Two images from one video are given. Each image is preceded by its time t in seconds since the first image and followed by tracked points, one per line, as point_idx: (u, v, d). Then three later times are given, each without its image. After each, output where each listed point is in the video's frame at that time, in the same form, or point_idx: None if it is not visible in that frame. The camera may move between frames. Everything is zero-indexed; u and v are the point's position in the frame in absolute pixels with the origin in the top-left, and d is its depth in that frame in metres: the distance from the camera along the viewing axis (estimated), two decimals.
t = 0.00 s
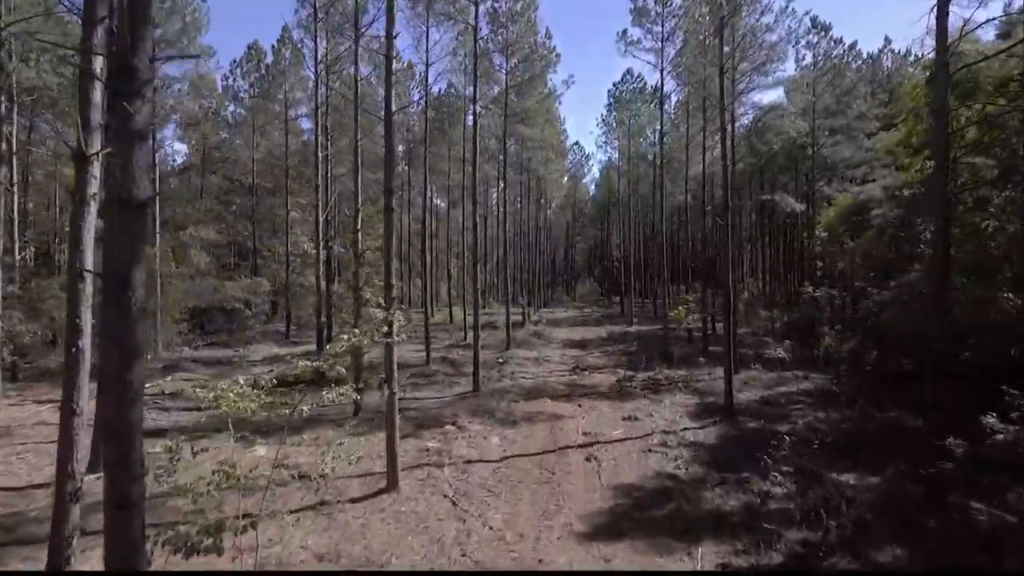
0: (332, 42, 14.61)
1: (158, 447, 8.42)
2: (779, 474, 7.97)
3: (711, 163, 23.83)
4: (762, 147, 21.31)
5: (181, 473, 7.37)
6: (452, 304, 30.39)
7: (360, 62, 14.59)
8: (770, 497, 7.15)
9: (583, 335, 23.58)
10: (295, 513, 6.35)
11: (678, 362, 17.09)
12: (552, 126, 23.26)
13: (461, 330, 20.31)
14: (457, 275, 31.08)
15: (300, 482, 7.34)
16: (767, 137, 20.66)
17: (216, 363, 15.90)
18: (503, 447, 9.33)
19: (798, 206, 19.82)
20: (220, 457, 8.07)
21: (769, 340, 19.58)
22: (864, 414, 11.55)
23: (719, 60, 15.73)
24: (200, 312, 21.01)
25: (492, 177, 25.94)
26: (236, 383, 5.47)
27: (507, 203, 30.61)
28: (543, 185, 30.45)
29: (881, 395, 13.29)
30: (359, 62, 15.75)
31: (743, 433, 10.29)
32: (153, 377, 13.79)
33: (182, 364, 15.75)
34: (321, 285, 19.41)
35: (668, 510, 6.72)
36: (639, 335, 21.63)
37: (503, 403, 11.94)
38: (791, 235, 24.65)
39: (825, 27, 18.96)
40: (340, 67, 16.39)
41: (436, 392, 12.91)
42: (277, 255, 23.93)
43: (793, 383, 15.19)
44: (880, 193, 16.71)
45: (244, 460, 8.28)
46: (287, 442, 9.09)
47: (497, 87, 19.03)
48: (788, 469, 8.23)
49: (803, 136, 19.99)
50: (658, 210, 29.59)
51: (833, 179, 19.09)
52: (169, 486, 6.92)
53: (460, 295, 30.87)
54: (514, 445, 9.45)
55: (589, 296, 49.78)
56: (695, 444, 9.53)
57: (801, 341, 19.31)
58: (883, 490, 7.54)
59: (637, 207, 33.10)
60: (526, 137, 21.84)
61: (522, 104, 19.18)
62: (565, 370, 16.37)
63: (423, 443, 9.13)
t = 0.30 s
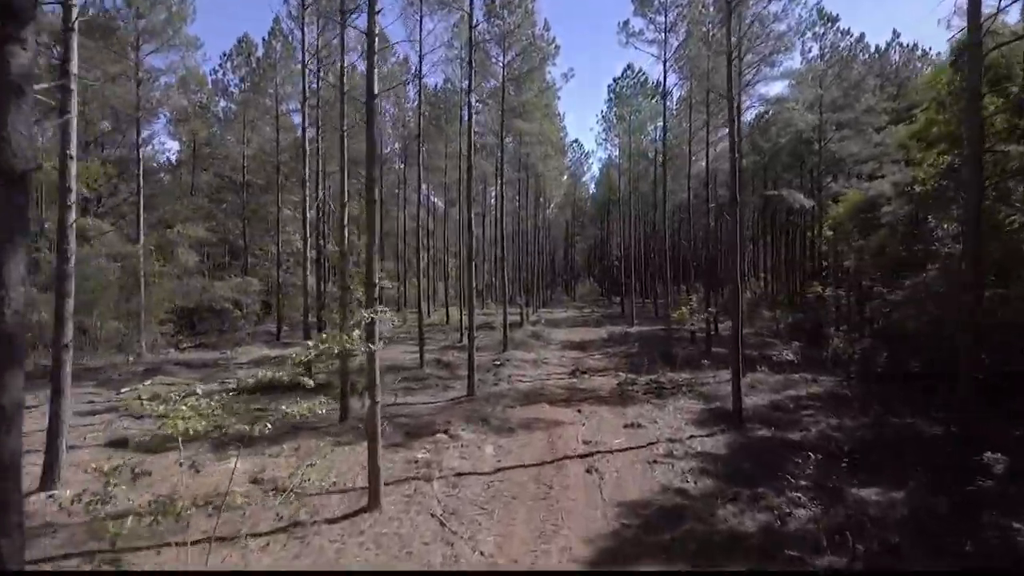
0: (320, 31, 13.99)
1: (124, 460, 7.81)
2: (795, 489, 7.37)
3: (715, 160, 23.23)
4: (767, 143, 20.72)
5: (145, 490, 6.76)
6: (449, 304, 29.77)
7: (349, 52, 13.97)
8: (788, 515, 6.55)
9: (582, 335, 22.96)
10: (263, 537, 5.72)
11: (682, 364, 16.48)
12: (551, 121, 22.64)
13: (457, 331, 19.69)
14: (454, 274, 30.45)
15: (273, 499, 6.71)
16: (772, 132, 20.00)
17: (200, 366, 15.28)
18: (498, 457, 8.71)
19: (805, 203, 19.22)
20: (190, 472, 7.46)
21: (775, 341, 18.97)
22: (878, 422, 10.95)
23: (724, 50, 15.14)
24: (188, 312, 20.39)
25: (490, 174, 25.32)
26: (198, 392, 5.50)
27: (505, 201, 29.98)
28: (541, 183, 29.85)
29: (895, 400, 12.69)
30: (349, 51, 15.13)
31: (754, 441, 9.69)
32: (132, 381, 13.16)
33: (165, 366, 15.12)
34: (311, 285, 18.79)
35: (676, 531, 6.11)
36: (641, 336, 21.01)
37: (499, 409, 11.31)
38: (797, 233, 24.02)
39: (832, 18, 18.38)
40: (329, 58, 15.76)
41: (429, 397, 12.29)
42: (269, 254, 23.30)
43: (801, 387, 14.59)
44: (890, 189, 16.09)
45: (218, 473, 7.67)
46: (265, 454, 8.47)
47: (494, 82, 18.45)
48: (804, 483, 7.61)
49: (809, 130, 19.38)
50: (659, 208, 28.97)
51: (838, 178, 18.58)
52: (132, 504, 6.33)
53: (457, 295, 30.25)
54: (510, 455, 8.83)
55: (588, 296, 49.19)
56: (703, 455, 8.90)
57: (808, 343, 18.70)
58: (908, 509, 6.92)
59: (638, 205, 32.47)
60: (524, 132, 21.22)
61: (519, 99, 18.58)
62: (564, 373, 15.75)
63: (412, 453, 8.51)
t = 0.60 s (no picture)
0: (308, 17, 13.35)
1: (84, 476, 7.18)
2: (819, 507, 6.79)
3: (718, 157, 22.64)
4: (773, 137, 20.09)
5: (101, 514, 6.12)
6: (446, 304, 29.14)
7: (339, 41, 13.35)
8: (813, 540, 5.92)
9: (582, 336, 22.32)
10: (226, 566, 5.08)
11: (686, 367, 15.84)
12: (550, 116, 22.03)
13: (453, 333, 19.05)
14: (451, 274, 29.83)
15: (242, 520, 6.06)
16: (778, 127, 19.40)
17: (183, 370, 14.62)
18: (493, 470, 8.06)
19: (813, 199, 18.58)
20: (153, 491, 6.82)
21: (782, 343, 18.35)
22: (897, 430, 10.36)
23: (732, 37, 14.49)
24: (175, 313, 19.70)
25: (487, 171, 24.73)
26: (142, 408, 5.44)
27: (503, 200, 29.37)
28: (540, 181, 29.23)
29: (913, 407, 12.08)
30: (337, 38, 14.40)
31: (767, 451, 9.09)
32: (108, 386, 12.50)
33: (146, 369, 14.46)
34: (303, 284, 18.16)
35: (690, 559, 5.48)
36: (643, 338, 20.38)
37: (494, 416, 10.67)
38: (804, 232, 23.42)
39: (840, 7, 17.80)
40: (320, 48, 15.14)
41: (420, 402, 11.64)
42: (260, 253, 22.67)
43: (812, 391, 13.96)
44: (903, 185, 15.49)
45: (187, 489, 7.02)
46: (240, 467, 7.83)
47: (492, 75, 17.87)
48: (826, 500, 7.03)
49: (816, 125, 18.76)
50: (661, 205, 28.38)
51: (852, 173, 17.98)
52: (83, 529, 5.70)
53: (454, 295, 29.61)
54: (505, 468, 8.18)
55: (588, 297, 48.47)
56: (713, 467, 8.28)
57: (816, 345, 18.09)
58: (942, 528, 6.37)
59: (638, 204, 31.89)
60: (523, 127, 20.60)
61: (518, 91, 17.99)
62: (564, 376, 15.11)
63: (400, 469, 7.86)
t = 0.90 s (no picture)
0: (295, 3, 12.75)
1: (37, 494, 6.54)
2: (845, 530, 6.21)
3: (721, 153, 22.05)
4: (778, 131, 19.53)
5: (47, 540, 5.48)
6: (443, 304, 28.54)
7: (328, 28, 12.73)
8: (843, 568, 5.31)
9: (581, 337, 21.75)
10: None
11: (690, 369, 15.23)
12: (548, 111, 21.43)
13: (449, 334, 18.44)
14: (448, 273, 29.22)
15: (204, 548, 5.40)
16: (784, 121, 18.82)
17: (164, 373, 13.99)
18: (486, 484, 7.45)
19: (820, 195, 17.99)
20: (111, 512, 6.19)
21: (789, 344, 17.77)
22: (917, 438, 9.79)
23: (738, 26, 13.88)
24: (162, 313, 19.07)
25: (484, 168, 24.15)
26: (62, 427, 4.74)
27: (501, 197, 28.77)
28: (540, 178, 28.63)
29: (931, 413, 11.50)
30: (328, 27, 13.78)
31: (782, 462, 8.49)
32: (82, 390, 11.87)
33: (125, 372, 13.82)
34: (292, 283, 17.51)
35: None
36: (644, 338, 19.77)
37: (489, 423, 10.04)
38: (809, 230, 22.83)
39: None
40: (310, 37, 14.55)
41: (411, 408, 11.02)
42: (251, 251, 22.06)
43: (823, 394, 13.34)
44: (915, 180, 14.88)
45: (148, 508, 6.37)
46: (211, 481, 7.20)
47: (489, 67, 17.27)
48: (853, 521, 6.49)
49: (824, 118, 18.16)
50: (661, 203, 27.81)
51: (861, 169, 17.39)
52: (23, 559, 5.07)
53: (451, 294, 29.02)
54: (500, 481, 7.57)
55: (588, 296, 47.93)
56: (725, 480, 7.69)
57: (824, 346, 17.48)
58: (983, 555, 5.82)
59: (639, 202, 31.32)
60: (521, 121, 20.02)
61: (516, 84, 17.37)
62: (563, 379, 14.51)
63: (385, 483, 7.24)
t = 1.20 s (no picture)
0: None
1: None
2: (880, 559, 5.56)
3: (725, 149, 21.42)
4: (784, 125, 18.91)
5: None
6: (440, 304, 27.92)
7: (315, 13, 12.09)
8: None
9: (581, 338, 21.11)
10: None
11: (694, 372, 14.58)
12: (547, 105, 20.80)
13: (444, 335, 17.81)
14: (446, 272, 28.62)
15: None
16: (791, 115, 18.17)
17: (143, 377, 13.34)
18: (478, 503, 6.80)
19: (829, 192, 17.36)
20: (57, 540, 5.55)
21: (796, 346, 17.14)
22: (941, 448, 9.14)
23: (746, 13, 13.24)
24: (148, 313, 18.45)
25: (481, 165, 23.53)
26: None
27: (499, 195, 28.15)
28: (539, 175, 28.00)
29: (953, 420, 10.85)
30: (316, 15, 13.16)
31: (800, 476, 7.84)
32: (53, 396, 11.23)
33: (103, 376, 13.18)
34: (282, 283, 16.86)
35: None
36: (646, 340, 19.14)
37: (484, 432, 9.39)
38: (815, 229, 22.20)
39: None
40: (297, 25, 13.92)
41: (401, 415, 10.37)
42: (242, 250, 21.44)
43: (836, 399, 12.69)
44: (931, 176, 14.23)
45: (100, 534, 5.72)
46: (175, 502, 6.55)
47: (487, 59, 16.64)
48: (886, 547, 5.85)
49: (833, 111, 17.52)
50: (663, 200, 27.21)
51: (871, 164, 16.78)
52: None
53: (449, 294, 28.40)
54: (494, 499, 6.93)
55: (588, 296, 47.37)
56: (740, 498, 7.04)
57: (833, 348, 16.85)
58: None
59: (639, 200, 30.68)
60: (519, 115, 19.41)
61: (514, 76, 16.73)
62: (562, 383, 13.88)
63: (366, 502, 6.59)
